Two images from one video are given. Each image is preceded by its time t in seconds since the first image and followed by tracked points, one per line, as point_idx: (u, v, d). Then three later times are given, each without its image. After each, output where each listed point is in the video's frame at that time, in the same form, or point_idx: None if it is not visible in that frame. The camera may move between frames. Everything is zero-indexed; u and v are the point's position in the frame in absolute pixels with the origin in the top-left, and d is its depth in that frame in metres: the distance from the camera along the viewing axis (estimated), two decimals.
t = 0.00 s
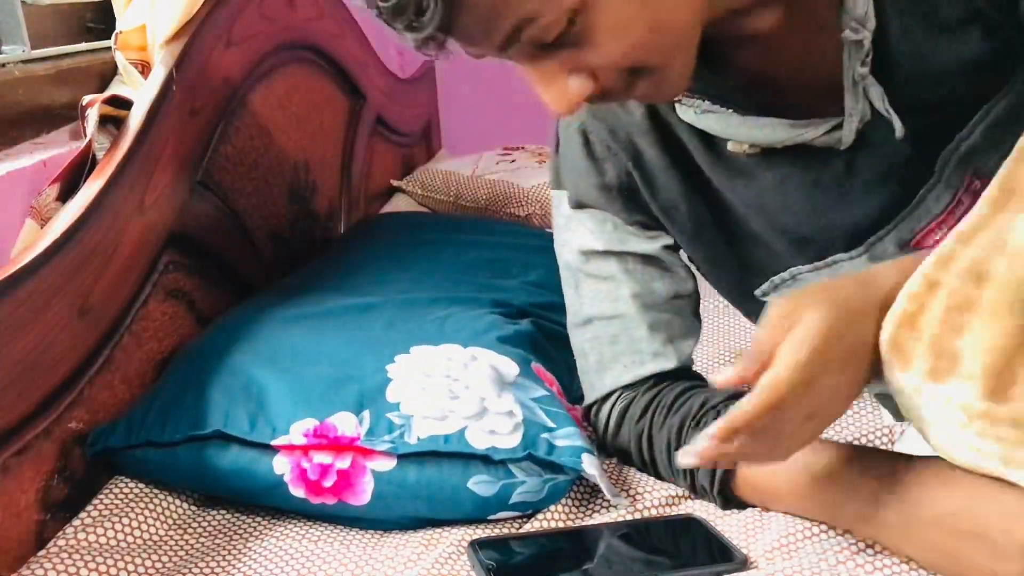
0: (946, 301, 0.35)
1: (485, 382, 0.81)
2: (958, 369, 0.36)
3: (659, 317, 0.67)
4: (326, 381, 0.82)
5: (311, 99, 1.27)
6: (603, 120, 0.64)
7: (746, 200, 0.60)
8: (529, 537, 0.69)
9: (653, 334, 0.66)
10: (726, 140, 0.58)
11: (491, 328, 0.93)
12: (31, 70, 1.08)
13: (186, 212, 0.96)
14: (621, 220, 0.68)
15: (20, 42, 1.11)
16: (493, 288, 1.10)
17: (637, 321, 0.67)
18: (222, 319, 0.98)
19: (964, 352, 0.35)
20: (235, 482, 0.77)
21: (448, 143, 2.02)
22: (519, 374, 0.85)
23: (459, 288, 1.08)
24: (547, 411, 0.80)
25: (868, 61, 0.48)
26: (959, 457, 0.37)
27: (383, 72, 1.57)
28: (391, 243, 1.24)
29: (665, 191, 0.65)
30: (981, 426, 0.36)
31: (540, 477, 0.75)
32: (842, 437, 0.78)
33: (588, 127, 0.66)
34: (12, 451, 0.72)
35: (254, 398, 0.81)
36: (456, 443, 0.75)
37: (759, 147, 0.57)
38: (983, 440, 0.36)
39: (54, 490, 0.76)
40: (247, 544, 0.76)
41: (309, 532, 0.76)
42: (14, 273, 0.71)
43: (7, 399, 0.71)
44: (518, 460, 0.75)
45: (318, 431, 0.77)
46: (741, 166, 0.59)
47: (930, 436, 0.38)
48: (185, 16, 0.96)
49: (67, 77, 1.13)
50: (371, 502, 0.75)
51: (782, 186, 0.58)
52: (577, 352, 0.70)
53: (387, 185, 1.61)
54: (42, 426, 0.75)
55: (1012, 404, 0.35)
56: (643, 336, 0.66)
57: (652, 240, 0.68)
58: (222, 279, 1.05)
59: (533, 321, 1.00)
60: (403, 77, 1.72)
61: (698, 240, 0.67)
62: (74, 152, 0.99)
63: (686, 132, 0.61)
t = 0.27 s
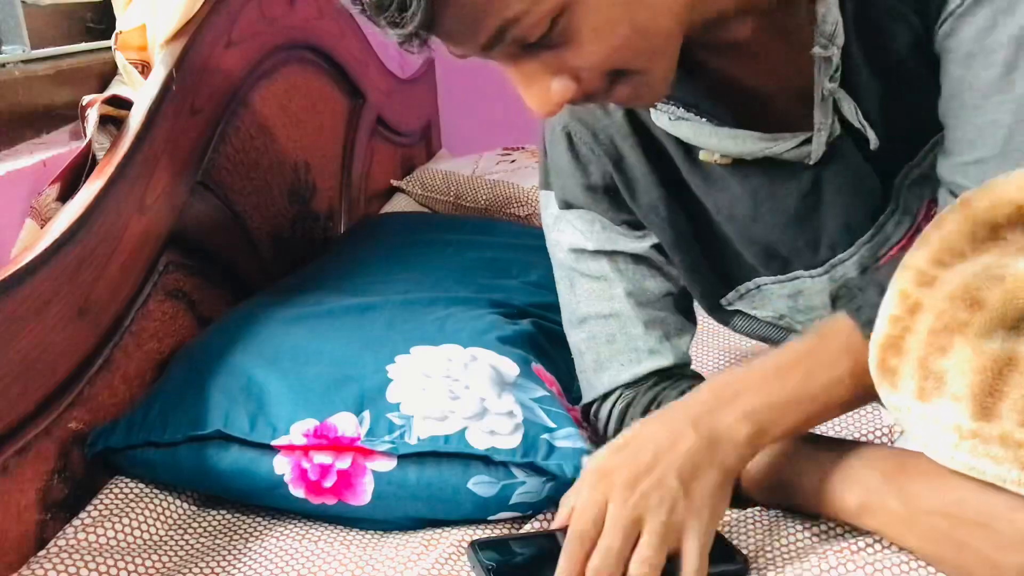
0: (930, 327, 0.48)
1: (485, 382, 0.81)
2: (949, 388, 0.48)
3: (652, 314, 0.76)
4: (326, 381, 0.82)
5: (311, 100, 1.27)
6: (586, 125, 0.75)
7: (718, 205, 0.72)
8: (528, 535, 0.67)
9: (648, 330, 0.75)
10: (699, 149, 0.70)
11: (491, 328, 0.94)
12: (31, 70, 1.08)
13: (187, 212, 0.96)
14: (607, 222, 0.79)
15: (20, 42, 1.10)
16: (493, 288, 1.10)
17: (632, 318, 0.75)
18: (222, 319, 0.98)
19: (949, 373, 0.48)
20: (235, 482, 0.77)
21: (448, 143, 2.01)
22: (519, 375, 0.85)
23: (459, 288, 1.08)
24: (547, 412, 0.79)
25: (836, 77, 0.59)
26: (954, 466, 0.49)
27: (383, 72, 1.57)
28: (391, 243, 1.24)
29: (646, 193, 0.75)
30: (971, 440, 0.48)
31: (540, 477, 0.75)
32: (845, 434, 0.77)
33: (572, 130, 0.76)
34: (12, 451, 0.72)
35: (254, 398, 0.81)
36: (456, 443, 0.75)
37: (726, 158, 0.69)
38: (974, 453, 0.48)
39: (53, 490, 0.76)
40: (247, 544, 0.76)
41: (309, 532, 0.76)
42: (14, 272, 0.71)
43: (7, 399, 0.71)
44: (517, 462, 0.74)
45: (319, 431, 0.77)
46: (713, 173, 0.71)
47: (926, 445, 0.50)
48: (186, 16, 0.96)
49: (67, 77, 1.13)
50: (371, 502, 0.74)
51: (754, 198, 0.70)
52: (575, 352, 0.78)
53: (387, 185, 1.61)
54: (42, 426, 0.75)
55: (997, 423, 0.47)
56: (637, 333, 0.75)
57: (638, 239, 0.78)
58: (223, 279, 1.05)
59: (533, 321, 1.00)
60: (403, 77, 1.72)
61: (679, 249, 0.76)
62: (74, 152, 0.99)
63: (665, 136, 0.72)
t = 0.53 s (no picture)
0: (923, 323, 0.49)
1: (486, 382, 0.81)
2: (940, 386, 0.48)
3: (646, 317, 0.76)
4: (326, 381, 0.82)
5: (311, 100, 1.27)
6: (573, 128, 0.75)
7: (706, 206, 0.72)
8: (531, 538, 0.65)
9: (643, 332, 0.75)
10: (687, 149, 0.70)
11: (491, 328, 0.94)
12: (31, 70, 1.08)
13: (187, 211, 0.96)
14: (598, 226, 0.79)
15: (20, 41, 1.10)
16: (493, 288, 1.10)
17: (626, 321, 0.75)
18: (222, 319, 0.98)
19: (941, 370, 0.49)
20: (235, 482, 0.77)
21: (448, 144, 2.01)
22: (520, 375, 0.85)
23: (459, 288, 1.08)
24: (547, 412, 0.79)
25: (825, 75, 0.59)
26: (950, 463, 0.49)
27: (383, 72, 1.57)
28: (391, 243, 1.24)
29: (634, 198, 0.75)
30: (965, 438, 0.48)
31: (540, 477, 0.75)
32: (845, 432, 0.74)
33: (559, 134, 0.77)
34: (12, 451, 0.71)
35: (255, 398, 0.81)
36: (456, 443, 0.75)
37: (714, 157, 0.69)
38: (967, 450, 0.48)
39: (53, 490, 0.76)
40: (247, 544, 0.76)
41: (309, 532, 0.76)
42: (14, 272, 0.71)
43: (7, 398, 0.71)
44: (517, 462, 0.74)
45: (319, 431, 0.77)
46: (701, 174, 0.71)
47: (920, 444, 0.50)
48: (186, 16, 0.96)
49: (67, 77, 1.13)
50: (371, 502, 0.74)
51: (744, 199, 0.70)
52: (571, 355, 0.78)
53: (387, 185, 1.61)
54: (42, 426, 0.75)
55: (989, 418, 0.47)
56: (634, 336, 0.75)
57: (630, 243, 0.78)
58: (222, 279, 1.05)
59: (533, 321, 1.00)
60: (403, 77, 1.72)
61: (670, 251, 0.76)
62: (74, 151, 0.99)
63: (651, 136, 0.72)
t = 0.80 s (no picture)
0: (923, 321, 0.49)
1: (486, 382, 0.81)
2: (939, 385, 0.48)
3: (645, 320, 0.76)
4: (326, 381, 0.82)
5: (312, 100, 1.27)
6: (570, 132, 0.74)
7: (704, 211, 0.72)
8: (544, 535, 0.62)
9: (642, 335, 0.75)
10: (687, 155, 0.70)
11: (491, 328, 0.94)
12: (31, 70, 1.08)
13: (187, 211, 0.96)
14: (596, 229, 0.78)
15: (20, 42, 1.10)
16: (493, 288, 1.10)
17: (626, 324, 0.75)
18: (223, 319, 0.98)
19: (942, 368, 0.48)
20: (234, 482, 0.77)
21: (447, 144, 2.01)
22: (520, 376, 0.85)
23: (459, 288, 1.08)
24: (547, 412, 0.79)
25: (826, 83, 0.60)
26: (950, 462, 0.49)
27: (383, 72, 1.57)
28: (391, 243, 1.24)
29: (631, 203, 0.74)
30: (965, 436, 0.47)
31: (540, 477, 0.75)
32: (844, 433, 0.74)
33: (556, 138, 0.75)
34: (12, 451, 0.71)
35: (255, 398, 0.81)
36: (456, 443, 0.75)
37: (713, 163, 0.69)
38: (967, 449, 0.47)
39: (53, 490, 0.76)
40: (247, 544, 0.76)
41: (309, 532, 0.76)
42: (14, 272, 0.71)
43: (7, 398, 0.71)
44: (517, 462, 0.74)
45: (319, 431, 0.77)
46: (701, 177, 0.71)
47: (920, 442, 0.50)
48: (186, 15, 0.96)
49: (67, 77, 1.13)
50: (371, 502, 0.74)
51: (742, 204, 0.70)
52: (570, 357, 0.78)
53: (387, 185, 1.61)
54: (42, 426, 0.75)
55: (989, 417, 0.47)
56: (633, 340, 0.75)
57: (629, 246, 0.78)
58: (222, 279, 1.05)
59: (533, 321, 1.00)
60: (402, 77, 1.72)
61: (670, 255, 0.75)
62: (74, 151, 0.99)
63: (650, 140, 0.71)
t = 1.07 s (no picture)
0: (925, 323, 0.49)
1: (486, 382, 0.81)
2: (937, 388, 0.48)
3: (646, 322, 0.76)
4: (326, 381, 0.82)
5: (312, 100, 1.27)
6: (570, 135, 0.74)
7: (705, 213, 0.72)
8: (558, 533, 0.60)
9: (643, 337, 0.75)
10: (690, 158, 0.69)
11: (491, 328, 0.94)
12: (31, 70, 1.08)
13: (187, 211, 0.96)
14: (596, 232, 0.78)
15: (20, 41, 1.10)
16: (494, 288, 1.10)
17: (627, 327, 0.75)
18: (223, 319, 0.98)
19: (944, 371, 0.48)
20: (234, 482, 0.77)
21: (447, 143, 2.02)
22: (520, 376, 0.85)
23: (459, 288, 1.08)
24: (547, 412, 0.79)
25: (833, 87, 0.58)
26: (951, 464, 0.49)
27: (383, 72, 1.57)
28: (392, 243, 1.24)
29: (632, 207, 0.74)
30: (966, 440, 0.47)
31: (540, 477, 0.75)
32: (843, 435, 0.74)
33: (556, 140, 0.75)
34: (12, 451, 0.71)
35: (255, 398, 0.81)
36: (456, 442, 0.75)
37: (717, 166, 0.68)
38: (968, 452, 0.47)
39: (53, 490, 0.76)
40: (248, 544, 0.76)
41: (309, 532, 0.76)
42: (15, 271, 0.71)
43: (8, 398, 0.71)
44: (517, 462, 0.74)
45: (319, 431, 0.77)
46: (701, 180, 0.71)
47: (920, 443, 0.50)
48: (186, 15, 0.96)
49: (67, 77, 1.13)
50: (371, 502, 0.74)
51: (744, 207, 0.70)
52: (570, 359, 0.78)
53: (387, 185, 1.61)
54: (42, 426, 0.75)
55: (991, 420, 0.46)
56: (635, 343, 0.75)
57: (629, 249, 0.78)
58: (222, 279, 1.05)
59: (533, 321, 1.00)
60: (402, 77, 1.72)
61: (671, 259, 0.75)
62: (74, 151, 0.99)
63: (650, 143, 0.71)
